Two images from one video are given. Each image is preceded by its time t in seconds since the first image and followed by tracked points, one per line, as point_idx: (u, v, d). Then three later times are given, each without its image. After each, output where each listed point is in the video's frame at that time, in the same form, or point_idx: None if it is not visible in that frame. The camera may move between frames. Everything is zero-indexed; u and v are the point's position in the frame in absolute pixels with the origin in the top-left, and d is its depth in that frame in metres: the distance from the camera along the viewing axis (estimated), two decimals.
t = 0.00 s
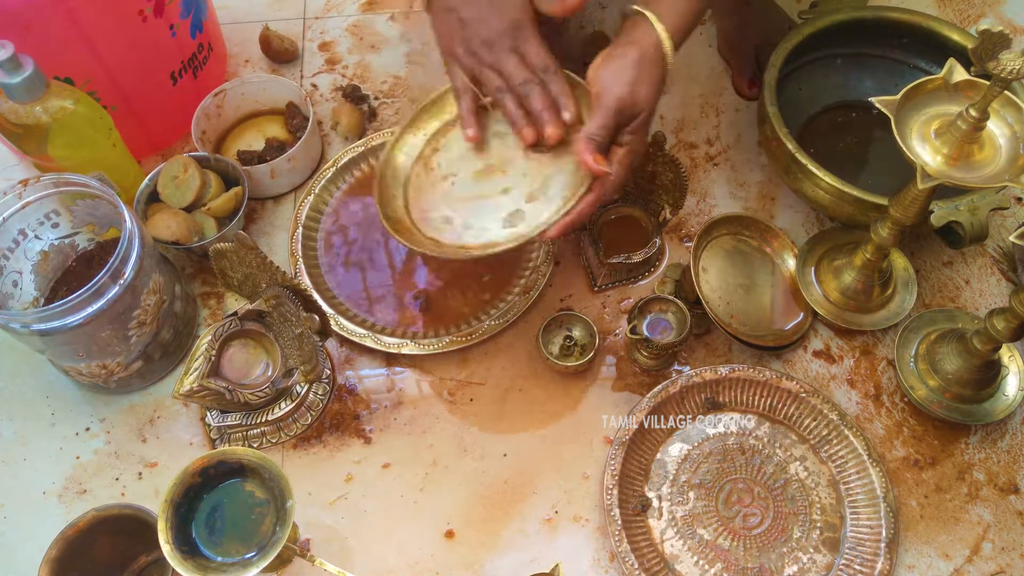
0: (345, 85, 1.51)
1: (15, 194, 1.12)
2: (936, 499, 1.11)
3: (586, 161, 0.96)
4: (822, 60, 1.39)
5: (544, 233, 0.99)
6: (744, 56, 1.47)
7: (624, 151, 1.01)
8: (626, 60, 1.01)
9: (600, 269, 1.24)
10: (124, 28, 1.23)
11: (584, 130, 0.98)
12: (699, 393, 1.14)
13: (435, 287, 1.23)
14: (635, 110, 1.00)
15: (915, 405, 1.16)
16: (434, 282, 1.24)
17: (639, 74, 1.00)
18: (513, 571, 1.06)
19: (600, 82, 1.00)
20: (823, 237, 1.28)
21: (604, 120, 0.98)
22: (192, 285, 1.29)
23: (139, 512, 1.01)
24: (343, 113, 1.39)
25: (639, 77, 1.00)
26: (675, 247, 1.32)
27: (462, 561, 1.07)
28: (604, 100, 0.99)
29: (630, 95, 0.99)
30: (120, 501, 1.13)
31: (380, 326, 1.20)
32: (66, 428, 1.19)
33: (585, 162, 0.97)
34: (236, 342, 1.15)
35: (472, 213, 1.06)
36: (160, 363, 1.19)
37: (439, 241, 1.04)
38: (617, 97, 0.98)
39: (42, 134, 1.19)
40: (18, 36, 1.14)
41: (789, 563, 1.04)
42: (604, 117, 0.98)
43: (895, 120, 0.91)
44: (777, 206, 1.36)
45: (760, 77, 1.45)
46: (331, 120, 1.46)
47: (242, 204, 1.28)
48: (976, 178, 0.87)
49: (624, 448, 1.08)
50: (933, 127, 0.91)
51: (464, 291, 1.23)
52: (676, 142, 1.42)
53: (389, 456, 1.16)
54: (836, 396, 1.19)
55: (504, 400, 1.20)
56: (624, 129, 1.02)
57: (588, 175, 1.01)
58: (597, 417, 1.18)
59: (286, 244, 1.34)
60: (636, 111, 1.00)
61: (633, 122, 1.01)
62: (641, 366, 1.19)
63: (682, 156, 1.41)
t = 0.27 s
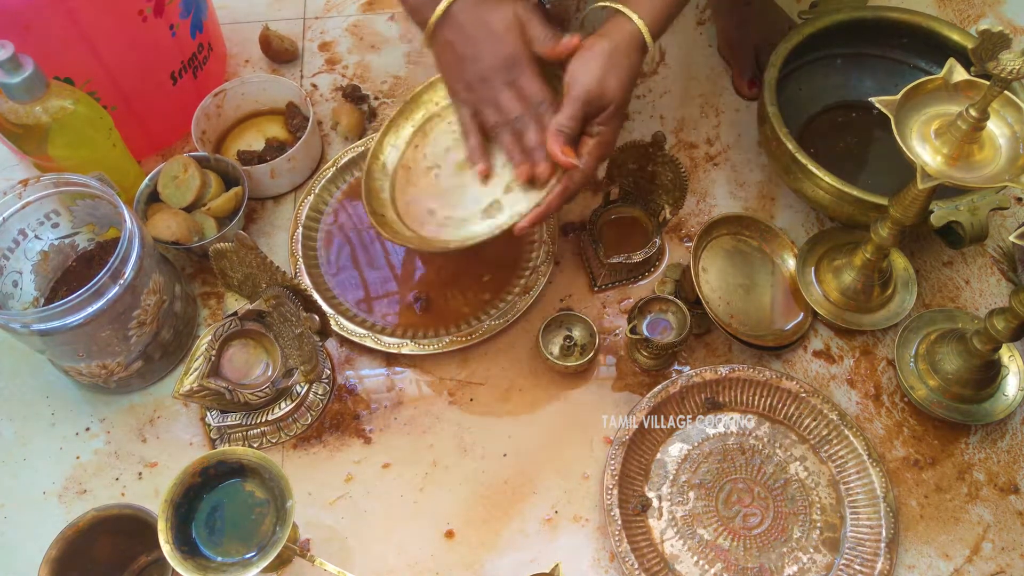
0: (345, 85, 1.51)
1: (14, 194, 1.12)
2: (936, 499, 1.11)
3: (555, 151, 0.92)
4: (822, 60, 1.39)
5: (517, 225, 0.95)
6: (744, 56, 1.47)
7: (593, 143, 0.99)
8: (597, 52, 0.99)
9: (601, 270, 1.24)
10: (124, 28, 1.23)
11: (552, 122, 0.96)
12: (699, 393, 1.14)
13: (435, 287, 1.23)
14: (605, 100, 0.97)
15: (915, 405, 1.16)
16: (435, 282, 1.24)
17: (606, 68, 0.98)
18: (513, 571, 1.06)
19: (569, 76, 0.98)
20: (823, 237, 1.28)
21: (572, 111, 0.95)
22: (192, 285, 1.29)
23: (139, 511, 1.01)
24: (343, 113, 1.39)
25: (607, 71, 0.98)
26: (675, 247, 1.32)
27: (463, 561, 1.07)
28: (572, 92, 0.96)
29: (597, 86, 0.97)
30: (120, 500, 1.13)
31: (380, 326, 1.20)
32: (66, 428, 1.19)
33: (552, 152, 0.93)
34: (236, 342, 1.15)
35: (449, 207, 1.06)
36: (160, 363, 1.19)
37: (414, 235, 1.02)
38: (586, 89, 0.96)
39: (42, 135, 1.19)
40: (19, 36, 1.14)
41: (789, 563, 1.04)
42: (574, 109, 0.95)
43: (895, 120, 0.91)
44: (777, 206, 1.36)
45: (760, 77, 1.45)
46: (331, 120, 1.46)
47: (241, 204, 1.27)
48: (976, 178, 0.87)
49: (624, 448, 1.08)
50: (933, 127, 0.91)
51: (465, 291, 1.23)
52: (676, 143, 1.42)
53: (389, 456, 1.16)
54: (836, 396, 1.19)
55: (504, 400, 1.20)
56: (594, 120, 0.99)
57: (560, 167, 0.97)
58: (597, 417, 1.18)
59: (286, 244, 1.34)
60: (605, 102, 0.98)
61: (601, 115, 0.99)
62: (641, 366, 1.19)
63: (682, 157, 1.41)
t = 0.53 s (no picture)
0: (345, 85, 1.51)
1: (15, 194, 1.12)
2: (936, 499, 1.11)
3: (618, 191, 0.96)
4: (822, 60, 1.39)
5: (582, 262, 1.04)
6: (744, 56, 1.47)
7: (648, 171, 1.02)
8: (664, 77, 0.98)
9: (600, 269, 1.24)
10: (124, 28, 1.23)
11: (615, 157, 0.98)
12: (699, 393, 1.14)
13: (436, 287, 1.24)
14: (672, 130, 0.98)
15: (915, 405, 1.16)
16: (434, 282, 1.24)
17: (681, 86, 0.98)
18: (513, 571, 1.06)
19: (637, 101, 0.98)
20: (823, 237, 1.28)
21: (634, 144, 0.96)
22: (192, 285, 1.29)
23: (139, 512, 1.01)
24: (343, 113, 1.39)
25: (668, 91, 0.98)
26: (675, 247, 1.32)
27: (462, 561, 1.07)
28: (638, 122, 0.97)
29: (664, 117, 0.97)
30: (120, 501, 1.13)
31: (379, 326, 1.20)
32: (66, 428, 1.19)
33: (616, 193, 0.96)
34: (236, 342, 1.15)
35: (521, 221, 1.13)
36: (160, 363, 1.19)
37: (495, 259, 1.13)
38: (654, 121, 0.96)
39: (42, 135, 1.19)
40: (19, 36, 1.14)
41: (789, 563, 1.04)
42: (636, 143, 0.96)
43: (895, 120, 0.91)
44: (777, 206, 1.36)
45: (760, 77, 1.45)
46: (331, 120, 1.46)
47: (242, 204, 1.27)
48: (975, 178, 0.87)
49: (624, 448, 1.08)
50: (933, 127, 0.91)
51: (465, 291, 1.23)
52: (676, 143, 1.42)
53: (389, 456, 1.16)
54: (836, 396, 1.19)
55: (504, 400, 1.20)
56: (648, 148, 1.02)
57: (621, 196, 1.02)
58: (597, 417, 1.18)
59: (286, 244, 1.34)
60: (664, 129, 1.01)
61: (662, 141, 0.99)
62: (642, 366, 1.19)
63: (682, 157, 1.41)
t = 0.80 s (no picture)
0: (345, 85, 1.51)
1: (14, 194, 1.12)
2: (936, 499, 1.11)
3: (583, 158, 0.92)
4: (822, 60, 1.39)
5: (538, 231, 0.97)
6: (744, 56, 1.47)
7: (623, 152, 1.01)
8: (640, 61, 0.98)
9: (600, 269, 1.24)
10: (124, 28, 1.23)
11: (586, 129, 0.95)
12: (699, 393, 1.14)
13: (435, 287, 1.23)
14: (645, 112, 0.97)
15: (915, 405, 1.16)
16: (434, 282, 1.24)
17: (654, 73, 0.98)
18: (513, 571, 1.06)
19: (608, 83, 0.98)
20: (823, 237, 1.28)
21: (606, 120, 0.95)
22: (192, 285, 1.29)
23: (139, 512, 1.01)
24: (343, 113, 1.39)
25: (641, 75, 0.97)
26: (675, 247, 1.32)
27: (462, 560, 1.07)
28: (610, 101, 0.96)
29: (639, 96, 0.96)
30: (120, 500, 1.13)
31: (379, 326, 1.20)
32: (66, 428, 1.19)
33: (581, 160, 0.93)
34: (236, 342, 1.15)
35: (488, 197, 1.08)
36: (160, 363, 1.19)
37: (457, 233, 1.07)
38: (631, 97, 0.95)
39: (42, 135, 1.19)
40: (19, 36, 1.14)
41: (789, 563, 1.04)
42: (610, 119, 0.95)
43: (895, 120, 0.91)
44: (778, 206, 1.36)
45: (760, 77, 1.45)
46: (331, 120, 1.46)
47: (242, 205, 1.28)
48: (975, 178, 0.87)
49: (624, 448, 1.08)
50: (933, 127, 0.91)
51: (465, 291, 1.23)
52: (676, 143, 1.42)
53: (389, 456, 1.16)
54: (836, 396, 1.19)
55: (504, 400, 1.20)
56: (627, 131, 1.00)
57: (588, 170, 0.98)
58: (597, 417, 1.18)
59: (286, 244, 1.34)
60: (642, 115, 0.98)
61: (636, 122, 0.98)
62: (641, 366, 1.19)
63: (682, 157, 1.41)
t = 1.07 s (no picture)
0: (345, 85, 1.51)
1: (15, 194, 1.12)
2: (936, 499, 1.11)
3: (602, 112, 0.92)
4: (822, 60, 1.39)
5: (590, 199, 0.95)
6: (744, 56, 1.47)
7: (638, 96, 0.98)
8: (624, 7, 1.01)
9: (600, 269, 1.23)
10: (123, 28, 1.23)
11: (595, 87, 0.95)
12: (699, 393, 1.14)
13: (435, 287, 1.24)
14: (644, 53, 0.97)
15: (915, 405, 1.16)
16: (434, 282, 1.24)
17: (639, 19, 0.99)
18: (513, 571, 1.06)
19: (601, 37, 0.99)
20: (823, 237, 1.28)
21: (611, 68, 0.95)
22: (192, 285, 1.29)
23: (139, 512, 1.01)
24: (343, 113, 1.39)
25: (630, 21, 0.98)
26: (675, 247, 1.32)
27: (463, 560, 1.07)
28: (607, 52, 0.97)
29: (633, 40, 0.97)
30: (120, 500, 1.13)
31: (379, 326, 1.20)
32: (66, 428, 1.19)
33: (601, 114, 0.92)
34: (236, 342, 1.15)
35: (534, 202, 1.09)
36: (160, 363, 1.19)
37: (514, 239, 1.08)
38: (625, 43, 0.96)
39: (42, 135, 1.19)
40: (19, 36, 1.14)
41: (789, 563, 1.04)
42: (614, 66, 0.95)
43: (895, 120, 0.91)
44: (777, 206, 1.36)
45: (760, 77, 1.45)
46: (331, 120, 1.46)
47: (242, 204, 1.28)
48: (975, 178, 0.87)
49: (624, 448, 1.08)
50: (933, 127, 0.91)
51: (464, 291, 1.23)
52: (676, 142, 1.42)
53: (389, 456, 1.16)
54: (836, 396, 1.19)
55: (504, 400, 1.20)
56: (632, 75, 0.99)
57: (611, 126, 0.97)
58: (597, 417, 1.18)
59: (286, 244, 1.34)
60: (643, 53, 0.98)
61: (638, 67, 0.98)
62: (641, 366, 1.19)
63: (682, 156, 1.41)
